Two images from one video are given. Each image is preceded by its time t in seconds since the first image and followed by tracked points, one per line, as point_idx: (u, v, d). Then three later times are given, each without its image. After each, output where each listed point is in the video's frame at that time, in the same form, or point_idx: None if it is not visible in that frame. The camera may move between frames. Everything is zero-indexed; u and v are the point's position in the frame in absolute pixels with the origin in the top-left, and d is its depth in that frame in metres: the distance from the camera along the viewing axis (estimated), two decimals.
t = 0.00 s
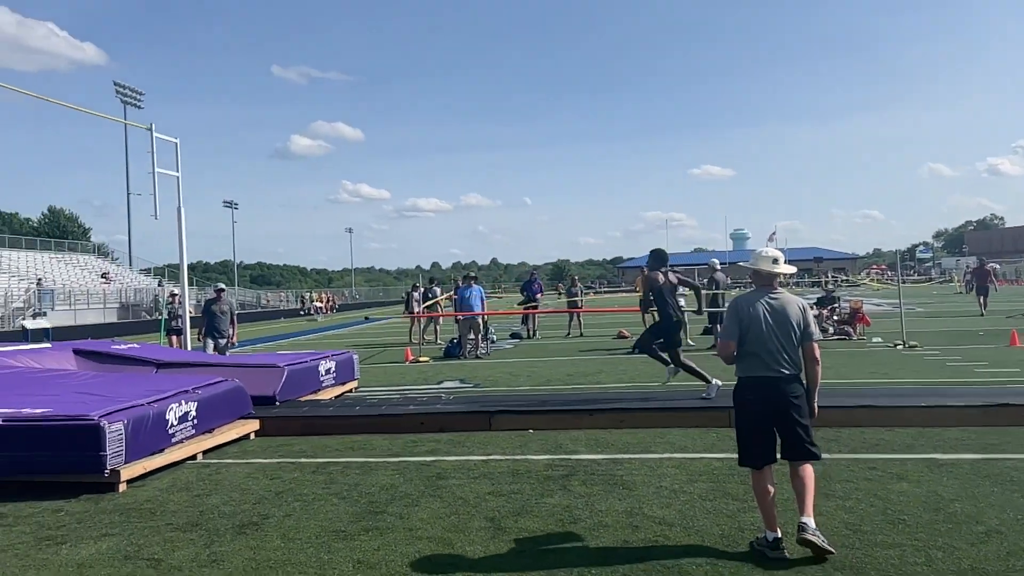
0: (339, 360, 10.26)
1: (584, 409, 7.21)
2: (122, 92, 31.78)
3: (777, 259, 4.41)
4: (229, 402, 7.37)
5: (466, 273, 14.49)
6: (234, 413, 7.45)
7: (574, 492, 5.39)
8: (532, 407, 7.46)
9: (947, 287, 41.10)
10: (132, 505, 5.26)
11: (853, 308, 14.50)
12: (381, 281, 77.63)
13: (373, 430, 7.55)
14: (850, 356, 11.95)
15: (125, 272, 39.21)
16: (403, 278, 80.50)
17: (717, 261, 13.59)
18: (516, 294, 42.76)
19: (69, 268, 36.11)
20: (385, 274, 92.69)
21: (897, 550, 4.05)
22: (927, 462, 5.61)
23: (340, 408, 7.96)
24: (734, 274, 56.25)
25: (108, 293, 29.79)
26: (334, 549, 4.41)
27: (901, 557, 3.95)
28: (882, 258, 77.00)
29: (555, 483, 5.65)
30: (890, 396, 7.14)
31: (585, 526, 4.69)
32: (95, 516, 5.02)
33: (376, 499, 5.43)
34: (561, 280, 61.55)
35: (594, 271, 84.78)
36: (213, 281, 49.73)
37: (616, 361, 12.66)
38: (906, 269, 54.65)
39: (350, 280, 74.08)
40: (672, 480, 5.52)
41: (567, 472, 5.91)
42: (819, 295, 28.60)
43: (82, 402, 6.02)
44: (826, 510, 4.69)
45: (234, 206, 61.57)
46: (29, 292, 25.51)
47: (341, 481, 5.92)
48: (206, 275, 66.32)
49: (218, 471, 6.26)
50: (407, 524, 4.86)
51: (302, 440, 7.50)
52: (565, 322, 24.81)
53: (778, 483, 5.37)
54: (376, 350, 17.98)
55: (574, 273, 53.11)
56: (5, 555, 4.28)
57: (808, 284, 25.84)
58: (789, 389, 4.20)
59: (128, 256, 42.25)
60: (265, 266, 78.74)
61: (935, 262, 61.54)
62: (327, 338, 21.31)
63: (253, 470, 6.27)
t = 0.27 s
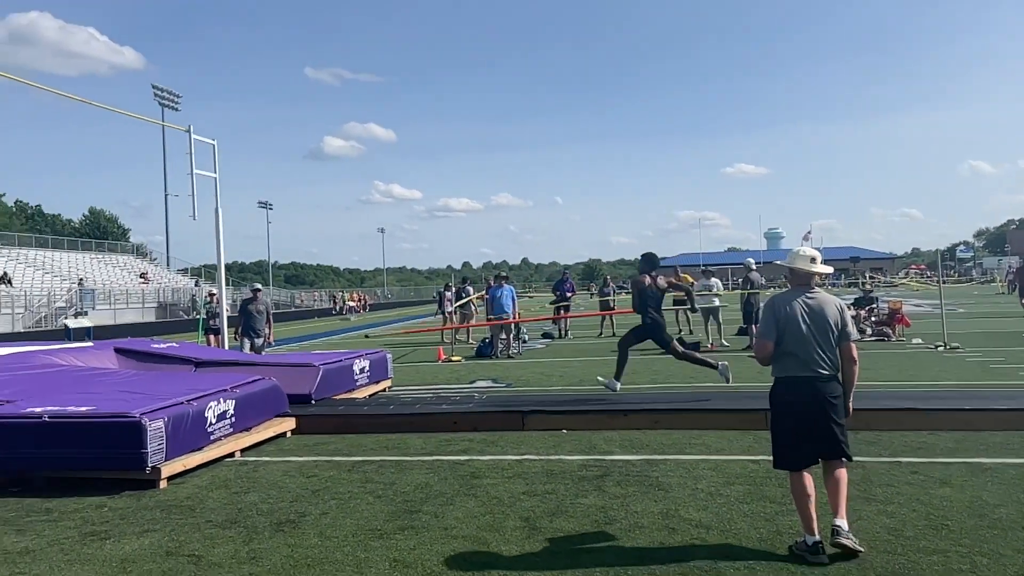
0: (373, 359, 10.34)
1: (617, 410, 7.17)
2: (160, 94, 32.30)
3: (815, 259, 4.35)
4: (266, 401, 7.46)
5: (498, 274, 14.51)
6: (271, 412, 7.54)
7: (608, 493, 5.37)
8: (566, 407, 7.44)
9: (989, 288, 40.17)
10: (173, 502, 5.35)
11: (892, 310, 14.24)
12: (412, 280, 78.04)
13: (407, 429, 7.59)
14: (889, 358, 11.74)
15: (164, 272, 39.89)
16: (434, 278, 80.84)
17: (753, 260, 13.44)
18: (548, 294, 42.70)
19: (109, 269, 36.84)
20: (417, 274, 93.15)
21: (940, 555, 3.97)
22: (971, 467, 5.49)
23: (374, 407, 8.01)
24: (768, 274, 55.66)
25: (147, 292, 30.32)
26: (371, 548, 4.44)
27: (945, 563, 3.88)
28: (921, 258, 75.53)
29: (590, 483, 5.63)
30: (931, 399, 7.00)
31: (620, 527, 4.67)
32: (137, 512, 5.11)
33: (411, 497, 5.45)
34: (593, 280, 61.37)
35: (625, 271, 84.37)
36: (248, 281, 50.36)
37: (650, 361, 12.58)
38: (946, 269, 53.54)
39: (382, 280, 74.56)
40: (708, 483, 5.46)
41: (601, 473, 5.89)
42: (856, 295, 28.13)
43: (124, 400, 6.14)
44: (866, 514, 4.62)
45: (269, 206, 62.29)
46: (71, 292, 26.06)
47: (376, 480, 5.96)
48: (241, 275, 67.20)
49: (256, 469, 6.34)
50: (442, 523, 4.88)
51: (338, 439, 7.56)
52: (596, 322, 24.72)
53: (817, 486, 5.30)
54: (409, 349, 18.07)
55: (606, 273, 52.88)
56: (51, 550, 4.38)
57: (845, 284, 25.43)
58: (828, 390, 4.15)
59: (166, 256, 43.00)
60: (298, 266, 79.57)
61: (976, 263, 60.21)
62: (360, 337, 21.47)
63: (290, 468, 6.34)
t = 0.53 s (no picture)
0: (404, 358, 10.39)
1: (649, 409, 7.12)
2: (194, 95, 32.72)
3: (850, 257, 4.29)
4: (300, 399, 7.53)
5: (527, 273, 14.50)
6: (304, 410, 7.61)
7: (641, 493, 5.34)
8: (597, 407, 7.41)
9: None
10: (209, 498, 5.42)
11: (929, 310, 13.97)
12: (442, 279, 78.28)
13: (438, 428, 7.61)
14: (926, 359, 11.53)
15: (198, 271, 40.45)
16: (464, 276, 81.07)
17: (786, 259, 13.27)
18: (577, 293, 42.57)
19: (145, 268, 37.44)
20: (446, 272, 93.46)
21: (982, 560, 3.89)
22: (1013, 470, 5.37)
23: (406, 405, 8.05)
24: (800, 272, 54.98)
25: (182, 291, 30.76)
26: (404, 546, 4.46)
27: (988, 569, 3.80)
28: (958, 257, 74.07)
29: (622, 483, 5.61)
30: (972, 400, 6.85)
31: (653, 528, 4.64)
32: (174, 509, 5.19)
33: (443, 496, 5.47)
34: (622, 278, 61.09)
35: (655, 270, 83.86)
36: (280, 280, 50.87)
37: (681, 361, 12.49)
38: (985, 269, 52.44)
39: (412, 279, 74.91)
40: (742, 484, 5.41)
41: (634, 473, 5.86)
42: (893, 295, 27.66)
43: (161, 398, 6.24)
44: (905, 517, 4.54)
45: (300, 206, 62.92)
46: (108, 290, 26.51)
47: (408, 478, 5.98)
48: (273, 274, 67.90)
49: (289, 467, 6.40)
50: (474, 521, 4.89)
51: (370, 437, 7.61)
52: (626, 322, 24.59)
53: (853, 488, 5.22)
54: (439, 347, 18.13)
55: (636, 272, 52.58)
56: (92, 545, 4.46)
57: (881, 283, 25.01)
58: (864, 390, 4.10)
59: (200, 255, 43.59)
60: (329, 265, 80.21)
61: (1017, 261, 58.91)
62: (390, 336, 21.58)
63: (323, 466, 6.40)
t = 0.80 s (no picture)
0: (437, 357, 10.43)
1: (683, 411, 7.06)
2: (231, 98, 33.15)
3: (890, 259, 4.22)
4: (335, 398, 7.59)
5: (558, 273, 14.47)
6: (339, 409, 7.67)
7: (677, 496, 5.29)
8: (631, 407, 7.36)
9: None
10: (247, 497, 5.49)
11: (971, 310, 13.68)
12: (474, 279, 78.46)
13: (471, 428, 7.62)
14: (969, 361, 11.28)
15: (235, 271, 41.01)
16: (496, 276, 81.20)
17: (823, 259, 13.07)
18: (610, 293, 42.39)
19: (183, 268, 38.08)
20: (478, 272, 93.67)
21: None
22: None
23: (439, 405, 8.08)
24: (837, 272, 54.17)
25: (219, 290, 31.22)
26: (439, 546, 4.47)
27: None
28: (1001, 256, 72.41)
29: (657, 485, 5.57)
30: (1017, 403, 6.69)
31: (690, 531, 4.60)
32: (213, 507, 5.26)
33: (477, 496, 5.48)
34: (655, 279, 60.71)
35: (688, 269, 83.20)
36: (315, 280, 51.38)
37: (716, 362, 12.37)
38: None
39: (444, 279, 75.18)
40: (780, 488, 5.33)
41: (669, 475, 5.81)
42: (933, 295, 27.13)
43: (200, 397, 6.33)
44: (948, 523, 4.45)
45: (334, 206, 63.47)
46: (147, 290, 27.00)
47: (442, 478, 6.00)
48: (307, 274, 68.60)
49: (325, 466, 6.46)
50: (509, 521, 4.89)
51: (404, 436, 7.65)
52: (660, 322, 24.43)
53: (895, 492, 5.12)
54: (472, 347, 18.17)
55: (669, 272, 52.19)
56: (134, 541, 4.54)
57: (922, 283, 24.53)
58: (906, 391, 4.02)
59: (237, 256, 44.22)
60: (362, 265, 80.85)
61: None
62: (423, 335, 21.70)
63: (358, 465, 6.44)
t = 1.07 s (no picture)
0: (466, 360, 10.45)
1: (715, 416, 6.99)
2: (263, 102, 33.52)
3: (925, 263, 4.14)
4: (365, 401, 7.63)
5: (587, 276, 14.40)
6: (369, 411, 7.72)
7: (709, 502, 5.24)
8: (661, 411, 7.31)
9: None
10: (279, 498, 5.54)
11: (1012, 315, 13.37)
12: (503, 282, 78.51)
13: (501, 431, 7.61)
14: (1009, 367, 11.03)
15: (267, 275, 41.46)
16: (524, 280, 81.15)
17: (858, 262, 12.86)
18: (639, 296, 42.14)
19: (216, 272, 38.57)
20: (507, 276, 93.78)
21: None
22: None
23: (469, 408, 8.08)
24: (871, 275, 53.36)
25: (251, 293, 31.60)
26: (469, 549, 4.46)
27: None
28: None
29: (689, 491, 5.51)
30: None
31: (722, 537, 4.54)
32: (246, 508, 5.32)
33: (507, 499, 5.47)
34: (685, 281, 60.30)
35: (719, 273, 82.47)
36: (345, 284, 51.78)
37: (748, 367, 12.23)
38: None
39: (473, 282, 75.32)
40: (814, 495, 5.25)
41: (702, 481, 5.75)
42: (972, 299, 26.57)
43: (234, 399, 6.40)
44: (989, 533, 4.34)
45: (364, 210, 63.94)
46: (181, 293, 27.39)
47: (472, 481, 6.01)
48: (337, 277, 69.15)
49: (356, 468, 6.49)
50: (539, 526, 4.87)
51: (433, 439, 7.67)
52: (690, 325, 24.22)
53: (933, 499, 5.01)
54: (501, 350, 18.17)
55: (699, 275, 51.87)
56: (169, 541, 4.60)
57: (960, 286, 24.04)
58: (943, 397, 3.94)
59: (269, 258, 44.73)
60: (392, 268, 81.30)
61: None
62: (452, 338, 21.74)
63: (388, 468, 6.47)
